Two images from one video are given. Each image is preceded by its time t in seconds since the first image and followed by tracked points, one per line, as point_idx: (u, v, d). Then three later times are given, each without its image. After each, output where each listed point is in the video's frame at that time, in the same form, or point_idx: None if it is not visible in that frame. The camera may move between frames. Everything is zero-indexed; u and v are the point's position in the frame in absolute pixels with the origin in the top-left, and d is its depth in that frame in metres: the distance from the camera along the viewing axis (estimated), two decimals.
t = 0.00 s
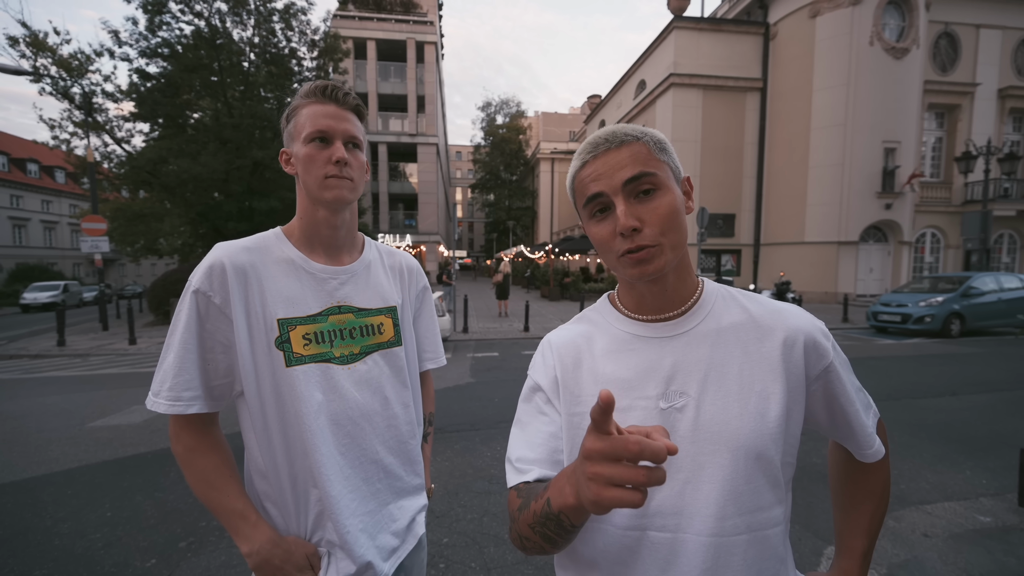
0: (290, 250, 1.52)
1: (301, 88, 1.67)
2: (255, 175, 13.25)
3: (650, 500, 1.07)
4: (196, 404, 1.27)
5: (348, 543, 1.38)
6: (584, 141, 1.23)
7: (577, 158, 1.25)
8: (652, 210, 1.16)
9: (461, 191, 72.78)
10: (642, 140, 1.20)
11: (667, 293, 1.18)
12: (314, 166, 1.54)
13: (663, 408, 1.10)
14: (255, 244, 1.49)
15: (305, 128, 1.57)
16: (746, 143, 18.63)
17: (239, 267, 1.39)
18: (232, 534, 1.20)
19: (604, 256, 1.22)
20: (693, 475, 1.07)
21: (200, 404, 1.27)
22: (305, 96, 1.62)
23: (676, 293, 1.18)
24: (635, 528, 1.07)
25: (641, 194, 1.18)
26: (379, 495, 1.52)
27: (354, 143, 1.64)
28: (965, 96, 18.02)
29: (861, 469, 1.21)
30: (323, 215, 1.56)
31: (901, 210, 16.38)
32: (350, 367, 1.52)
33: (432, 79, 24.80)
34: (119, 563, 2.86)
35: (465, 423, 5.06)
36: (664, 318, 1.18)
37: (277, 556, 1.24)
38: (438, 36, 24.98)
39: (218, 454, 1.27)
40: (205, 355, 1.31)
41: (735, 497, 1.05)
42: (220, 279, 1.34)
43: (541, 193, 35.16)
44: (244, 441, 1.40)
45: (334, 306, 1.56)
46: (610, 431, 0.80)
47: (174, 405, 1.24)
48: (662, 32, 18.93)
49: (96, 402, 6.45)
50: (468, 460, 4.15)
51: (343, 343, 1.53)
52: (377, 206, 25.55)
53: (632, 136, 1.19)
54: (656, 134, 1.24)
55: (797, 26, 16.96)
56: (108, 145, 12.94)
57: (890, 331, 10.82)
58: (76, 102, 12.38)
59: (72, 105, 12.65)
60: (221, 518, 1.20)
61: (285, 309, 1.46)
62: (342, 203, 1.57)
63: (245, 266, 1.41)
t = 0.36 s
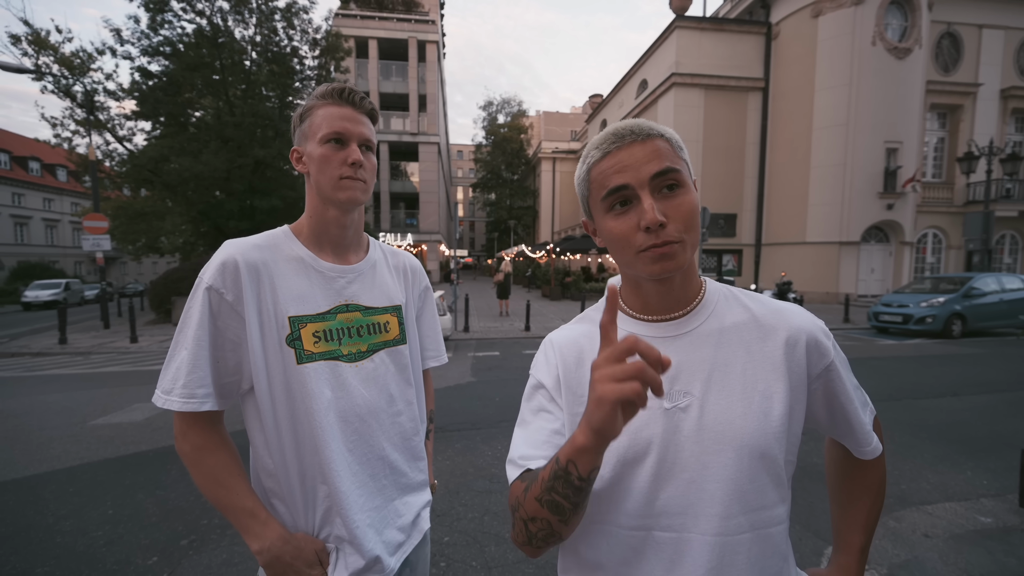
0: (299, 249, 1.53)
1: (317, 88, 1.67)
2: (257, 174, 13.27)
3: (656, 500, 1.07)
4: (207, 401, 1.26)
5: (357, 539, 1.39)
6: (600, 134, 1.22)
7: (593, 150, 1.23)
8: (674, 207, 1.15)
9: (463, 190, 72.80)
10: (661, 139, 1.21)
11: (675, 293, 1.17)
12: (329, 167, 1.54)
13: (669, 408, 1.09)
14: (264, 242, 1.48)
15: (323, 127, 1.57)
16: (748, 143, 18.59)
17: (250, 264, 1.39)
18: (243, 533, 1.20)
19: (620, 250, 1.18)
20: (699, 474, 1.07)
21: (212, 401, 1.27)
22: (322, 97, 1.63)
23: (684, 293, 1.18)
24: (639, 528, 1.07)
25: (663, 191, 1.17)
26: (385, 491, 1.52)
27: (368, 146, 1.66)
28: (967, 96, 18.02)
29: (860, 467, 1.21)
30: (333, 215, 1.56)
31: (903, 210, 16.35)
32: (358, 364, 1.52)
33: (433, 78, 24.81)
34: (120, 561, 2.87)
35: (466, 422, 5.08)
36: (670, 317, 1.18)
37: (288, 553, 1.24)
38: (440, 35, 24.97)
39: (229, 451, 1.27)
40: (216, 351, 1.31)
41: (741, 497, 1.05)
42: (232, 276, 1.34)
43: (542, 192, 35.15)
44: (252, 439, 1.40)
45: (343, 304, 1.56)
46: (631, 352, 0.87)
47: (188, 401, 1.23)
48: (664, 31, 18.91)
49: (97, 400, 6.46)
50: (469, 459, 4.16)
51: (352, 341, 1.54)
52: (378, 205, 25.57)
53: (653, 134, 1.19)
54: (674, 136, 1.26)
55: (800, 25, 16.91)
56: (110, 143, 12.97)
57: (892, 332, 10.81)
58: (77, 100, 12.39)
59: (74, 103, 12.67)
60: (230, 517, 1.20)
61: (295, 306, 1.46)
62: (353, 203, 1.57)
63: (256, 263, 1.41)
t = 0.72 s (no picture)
0: (297, 246, 1.54)
1: (317, 87, 1.67)
2: (257, 171, 13.29)
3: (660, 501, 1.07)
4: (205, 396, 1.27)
5: (354, 536, 1.41)
6: (650, 113, 1.16)
7: (647, 124, 1.15)
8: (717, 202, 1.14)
9: (464, 189, 72.80)
10: (688, 133, 1.20)
11: (677, 292, 1.18)
12: (329, 166, 1.55)
13: (673, 407, 1.08)
14: (262, 240, 1.50)
15: (324, 127, 1.58)
16: (749, 143, 18.60)
17: (248, 262, 1.41)
18: (240, 529, 1.21)
19: (666, 236, 1.12)
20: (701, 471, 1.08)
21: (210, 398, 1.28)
22: (324, 96, 1.63)
23: (680, 294, 1.19)
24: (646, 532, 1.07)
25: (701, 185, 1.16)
26: (383, 488, 1.54)
27: (368, 146, 1.68)
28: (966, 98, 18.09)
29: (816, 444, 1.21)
30: (333, 213, 1.58)
31: (902, 211, 16.39)
32: (356, 362, 1.55)
33: (435, 76, 24.80)
34: (120, 559, 2.89)
35: (466, 421, 5.11)
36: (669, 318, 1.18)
37: (285, 551, 1.26)
38: (441, 33, 24.96)
39: (227, 448, 1.29)
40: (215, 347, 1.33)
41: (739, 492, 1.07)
42: (229, 273, 1.36)
43: (542, 191, 35.19)
44: (251, 436, 1.42)
45: (341, 302, 1.58)
46: (844, 417, 0.79)
47: (186, 398, 1.24)
48: (665, 31, 18.93)
49: (96, 397, 6.47)
50: (469, 457, 4.19)
51: (350, 338, 1.56)
52: (379, 203, 25.56)
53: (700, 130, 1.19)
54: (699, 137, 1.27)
55: (800, 27, 16.94)
56: (109, 139, 12.97)
57: (890, 333, 10.85)
58: (77, 96, 12.38)
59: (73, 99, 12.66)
60: (228, 513, 1.21)
61: (293, 305, 1.48)
62: (355, 203, 1.60)
63: (254, 261, 1.43)
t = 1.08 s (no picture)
0: (289, 246, 1.56)
1: (307, 85, 1.68)
2: (256, 169, 13.29)
3: (673, 505, 1.08)
4: (196, 397, 1.29)
5: (347, 537, 1.41)
6: (625, 117, 1.21)
7: (620, 129, 1.22)
8: (686, 194, 1.15)
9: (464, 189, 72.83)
10: (682, 128, 1.21)
11: (683, 293, 1.17)
12: (319, 165, 1.56)
13: (686, 412, 1.08)
14: (254, 241, 1.51)
15: (312, 126, 1.58)
16: (748, 142, 18.62)
17: (238, 262, 1.42)
18: (231, 529, 1.23)
19: (630, 236, 1.18)
20: (714, 476, 1.08)
21: (200, 398, 1.30)
22: (314, 94, 1.64)
23: (690, 292, 1.18)
24: (656, 536, 1.08)
25: (674, 177, 1.17)
26: (379, 490, 1.55)
27: (360, 144, 1.68)
28: (964, 98, 18.15)
29: (824, 452, 1.28)
30: (324, 213, 1.60)
31: (900, 211, 16.44)
32: (349, 362, 1.56)
33: (435, 75, 24.76)
34: (118, 559, 2.90)
35: (466, 420, 5.12)
36: (683, 318, 1.18)
37: (276, 551, 1.27)
38: (442, 32, 24.91)
39: (220, 448, 1.31)
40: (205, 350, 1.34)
41: (751, 494, 1.09)
42: (219, 274, 1.37)
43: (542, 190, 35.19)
44: (244, 436, 1.43)
45: (334, 301, 1.59)
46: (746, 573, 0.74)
47: (176, 399, 1.26)
48: (665, 31, 18.95)
49: (94, 397, 6.47)
50: (470, 457, 4.20)
51: (342, 338, 1.57)
52: (379, 202, 25.54)
53: (678, 120, 1.20)
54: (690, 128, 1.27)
55: (800, 27, 16.94)
56: (106, 138, 12.97)
57: (888, 332, 10.89)
58: (74, 93, 12.35)
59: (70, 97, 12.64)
60: (219, 512, 1.22)
61: (284, 304, 1.49)
62: (344, 201, 1.60)
63: (245, 262, 1.44)
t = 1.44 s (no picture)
0: (283, 245, 1.57)
1: (301, 84, 1.68)
2: (254, 168, 13.28)
3: (654, 508, 1.09)
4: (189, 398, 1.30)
5: (342, 537, 1.43)
6: (607, 122, 1.22)
7: (604, 135, 1.23)
8: (667, 201, 1.14)
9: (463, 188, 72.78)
10: (669, 130, 1.19)
11: (674, 295, 1.17)
12: (312, 166, 1.57)
13: (667, 416, 1.09)
14: (248, 240, 1.52)
15: (307, 126, 1.59)
16: (746, 142, 18.66)
17: (230, 261, 1.43)
18: (224, 530, 1.23)
19: (612, 240, 1.20)
20: (696, 482, 1.07)
21: (193, 399, 1.30)
22: (308, 92, 1.64)
23: (682, 294, 1.18)
24: (635, 538, 1.10)
25: (656, 184, 1.16)
26: (373, 489, 1.57)
27: (354, 143, 1.69)
28: (960, 99, 18.26)
29: (855, 466, 1.23)
30: (318, 215, 1.61)
31: (897, 211, 16.50)
32: (344, 361, 1.57)
33: (433, 74, 24.74)
34: (115, 560, 2.91)
35: (464, 420, 5.13)
36: (676, 318, 1.18)
37: (271, 552, 1.27)
38: (440, 31, 24.88)
39: (212, 449, 1.32)
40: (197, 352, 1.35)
41: (739, 503, 1.06)
42: (211, 273, 1.38)
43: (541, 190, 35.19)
44: (237, 436, 1.44)
45: (328, 300, 1.60)
46: None
47: (166, 400, 1.26)
48: (664, 31, 18.98)
49: (92, 397, 6.47)
50: (468, 456, 4.21)
51: (337, 337, 1.57)
52: (377, 202, 25.51)
53: (664, 123, 1.19)
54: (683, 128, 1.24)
55: (799, 27, 16.96)
56: (103, 136, 12.95)
57: (885, 332, 10.94)
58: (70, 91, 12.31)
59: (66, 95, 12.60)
60: (213, 513, 1.23)
61: (277, 303, 1.50)
62: (337, 203, 1.61)
63: (238, 261, 1.45)
